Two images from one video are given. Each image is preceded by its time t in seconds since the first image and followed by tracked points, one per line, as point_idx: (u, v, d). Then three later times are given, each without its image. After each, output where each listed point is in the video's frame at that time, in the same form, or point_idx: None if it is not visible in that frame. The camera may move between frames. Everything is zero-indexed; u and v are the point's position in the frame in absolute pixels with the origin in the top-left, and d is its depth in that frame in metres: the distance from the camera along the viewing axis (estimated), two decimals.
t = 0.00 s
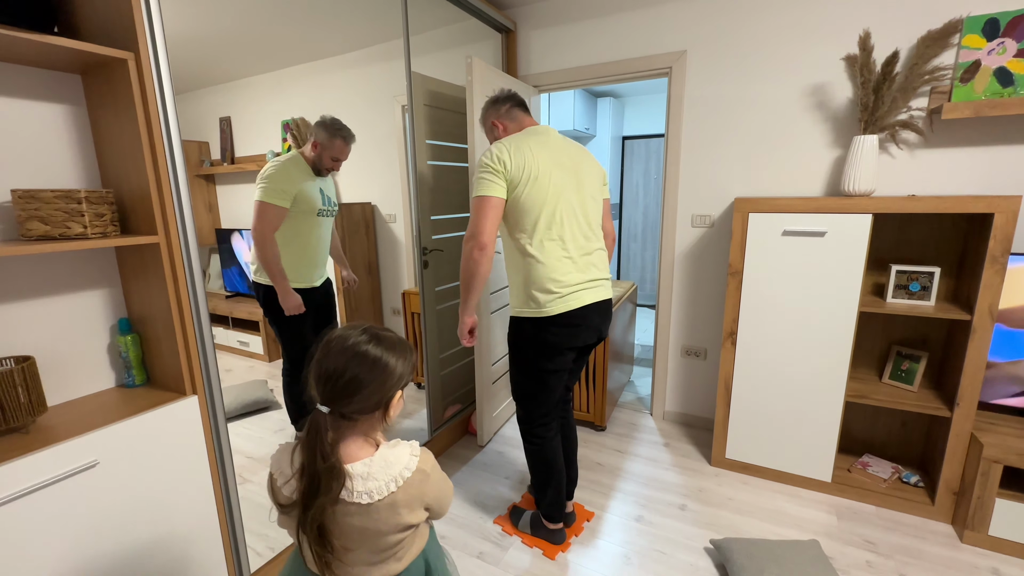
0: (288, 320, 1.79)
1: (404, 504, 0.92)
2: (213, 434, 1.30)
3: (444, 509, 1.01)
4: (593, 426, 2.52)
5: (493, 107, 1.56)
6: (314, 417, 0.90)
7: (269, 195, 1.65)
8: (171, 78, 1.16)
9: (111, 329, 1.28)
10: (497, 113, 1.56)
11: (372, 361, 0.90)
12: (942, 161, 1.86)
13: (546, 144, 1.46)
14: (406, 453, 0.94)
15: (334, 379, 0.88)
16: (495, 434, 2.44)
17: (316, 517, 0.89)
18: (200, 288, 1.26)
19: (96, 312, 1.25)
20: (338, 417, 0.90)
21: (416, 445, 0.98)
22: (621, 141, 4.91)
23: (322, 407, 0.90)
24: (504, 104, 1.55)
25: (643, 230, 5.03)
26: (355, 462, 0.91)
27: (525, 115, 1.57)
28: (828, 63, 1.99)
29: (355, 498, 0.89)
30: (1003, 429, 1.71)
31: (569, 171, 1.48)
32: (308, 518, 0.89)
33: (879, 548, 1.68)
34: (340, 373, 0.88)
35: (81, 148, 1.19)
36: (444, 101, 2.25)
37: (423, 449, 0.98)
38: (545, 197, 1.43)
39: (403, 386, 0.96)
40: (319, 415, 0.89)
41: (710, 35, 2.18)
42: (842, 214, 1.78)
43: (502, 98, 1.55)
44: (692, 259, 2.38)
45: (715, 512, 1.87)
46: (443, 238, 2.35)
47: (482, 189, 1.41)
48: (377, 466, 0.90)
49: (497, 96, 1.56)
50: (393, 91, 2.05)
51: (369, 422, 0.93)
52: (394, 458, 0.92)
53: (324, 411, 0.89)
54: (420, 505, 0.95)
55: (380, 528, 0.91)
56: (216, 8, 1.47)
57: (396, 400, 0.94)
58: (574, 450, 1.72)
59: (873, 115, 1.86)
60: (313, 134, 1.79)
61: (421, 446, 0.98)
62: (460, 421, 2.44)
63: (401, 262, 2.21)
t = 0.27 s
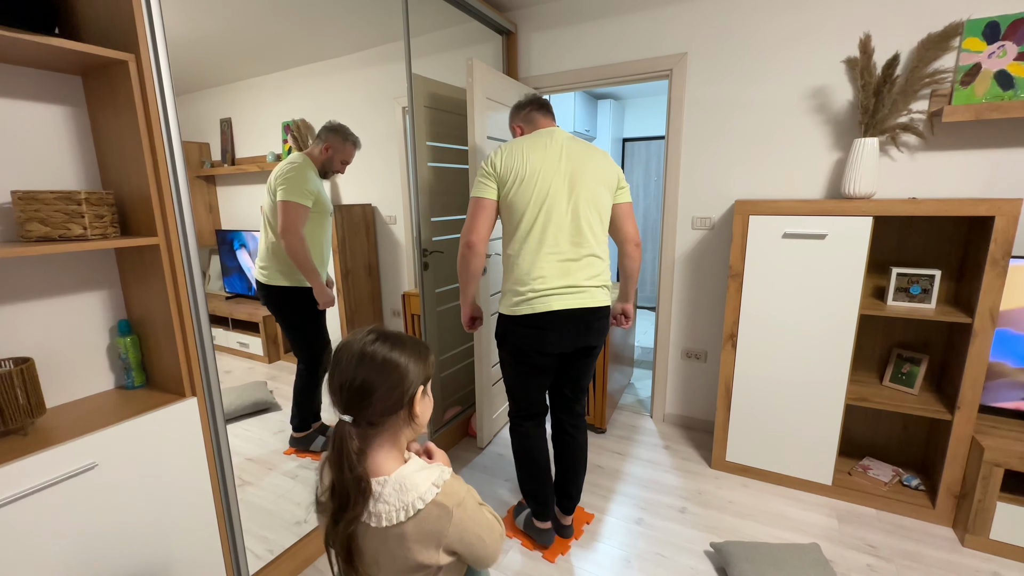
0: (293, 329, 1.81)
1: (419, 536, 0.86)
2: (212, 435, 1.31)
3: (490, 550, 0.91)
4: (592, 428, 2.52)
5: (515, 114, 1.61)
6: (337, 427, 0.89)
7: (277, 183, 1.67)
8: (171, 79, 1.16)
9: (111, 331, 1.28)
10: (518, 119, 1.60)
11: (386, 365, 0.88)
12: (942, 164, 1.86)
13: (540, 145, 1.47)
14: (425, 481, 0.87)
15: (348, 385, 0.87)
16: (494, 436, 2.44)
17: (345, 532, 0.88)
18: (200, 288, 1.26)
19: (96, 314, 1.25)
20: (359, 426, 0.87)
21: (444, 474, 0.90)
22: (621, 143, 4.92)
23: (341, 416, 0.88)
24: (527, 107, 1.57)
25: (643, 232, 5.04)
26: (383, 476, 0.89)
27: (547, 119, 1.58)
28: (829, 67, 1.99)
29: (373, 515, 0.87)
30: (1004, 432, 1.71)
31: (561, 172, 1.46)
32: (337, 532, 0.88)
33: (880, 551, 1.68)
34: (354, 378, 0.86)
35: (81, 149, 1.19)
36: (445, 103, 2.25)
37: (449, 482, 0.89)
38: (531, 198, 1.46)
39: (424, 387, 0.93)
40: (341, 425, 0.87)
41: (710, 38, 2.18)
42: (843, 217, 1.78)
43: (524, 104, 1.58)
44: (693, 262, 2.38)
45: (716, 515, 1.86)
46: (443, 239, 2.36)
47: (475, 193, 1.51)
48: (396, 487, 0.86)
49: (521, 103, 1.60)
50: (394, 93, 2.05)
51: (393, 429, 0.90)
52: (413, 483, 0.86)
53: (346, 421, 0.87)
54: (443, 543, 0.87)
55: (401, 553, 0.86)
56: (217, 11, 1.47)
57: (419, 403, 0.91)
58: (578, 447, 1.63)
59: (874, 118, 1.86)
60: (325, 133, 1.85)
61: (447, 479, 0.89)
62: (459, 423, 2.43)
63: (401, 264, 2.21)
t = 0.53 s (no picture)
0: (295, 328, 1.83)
1: (398, 555, 0.84)
2: (211, 436, 1.31)
3: None
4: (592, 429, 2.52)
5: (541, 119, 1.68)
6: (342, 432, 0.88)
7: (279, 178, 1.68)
8: (172, 80, 1.16)
9: (110, 331, 1.28)
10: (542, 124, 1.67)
11: (389, 363, 0.88)
12: (942, 166, 1.86)
13: (521, 147, 1.56)
14: (412, 500, 0.84)
15: (353, 385, 0.87)
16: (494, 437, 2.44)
17: (349, 538, 0.87)
18: (200, 289, 1.26)
19: (95, 314, 1.25)
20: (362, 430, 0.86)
21: (437, 497, 0.86)
22: (621, 145, 4.92)
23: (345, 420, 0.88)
24: (545, 113, 1.64)
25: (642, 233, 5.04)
26: (389, 479, 0.87)
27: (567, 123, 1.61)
28: (829, 68, 1.99)
29: (366, 524, 0.86)
30: (1004, 434, 1.71)
31: (532, 168, 1.51)
32: (341, 540, 0.88)
33: (880, 554, 1.68)
34: (358, 377, 0.87)
35: (80, 149, 1.19)
36: (445, 104, 2.26)
37: (437, 508, 0.85)
38: (504, 196, 1.56)
39: (427, 382, 0.93)
40: (346, 429, 0.85)
41: (711, 40, 2.18)
42: (843, 219, 1.78)
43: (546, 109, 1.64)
44: (692, 263, 2.38)
45: (716, 517, 1.86)
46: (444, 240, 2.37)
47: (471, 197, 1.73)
48: (389, 498, 0.85)
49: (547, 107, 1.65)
50: (394, 94, 2.05)
51: (400, 427, 0.89)
52: (399, 499, 0.84)
53: (351, 424, 0.85)
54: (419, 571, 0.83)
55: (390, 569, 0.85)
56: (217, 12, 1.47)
57: (425, 398, 0.90)
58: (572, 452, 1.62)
59: (874, 120, 1.87)
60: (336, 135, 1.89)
61: (436, 505, 0.85)
62: (459, 424, 2.43)
63: (401, 264, 2.21)
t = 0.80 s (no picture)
0: (292, 323, 1.82)
1: (394, 540, 0.83)
2: (211, 437, 1.30)
3: None
4: (592, 430, 2.52)
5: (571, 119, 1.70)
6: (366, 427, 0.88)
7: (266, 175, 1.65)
8: (172, 80, 1.16)
9: (110, 332, 1.28)
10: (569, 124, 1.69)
11: (409, 360, 0.88)
12: (941, 168, 1.87)
13: (519, 151, 1.60)
14: (414, 492, 0.82)
15: (376, 378, 0.86)
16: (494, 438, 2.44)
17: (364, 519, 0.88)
18: (200, 289, 1.26)
19: (95, 314, 1.25)
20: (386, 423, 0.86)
21: (440, 491, 0.84)
22: (621, 146, 4.92)
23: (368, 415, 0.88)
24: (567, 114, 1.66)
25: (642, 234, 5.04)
26: (407, 469, 0.87)
27: (582, 123, 1.60)
28: (829, 70, 2.00)
29: (377, 511, 0.86)
30: (1003, 435, 1.71)
31: (522, 170, 1.54)
32: (357, 517, 0.88)
33: (879, 555, 1.68)
34: (383, 370, 0.86)
35: (80, 150, 1.19)
36: (445, 105, 2.26)
37: (436, 502, 0.82)
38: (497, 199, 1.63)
39: (443, 373, 0.93)
40: (369, 421, 0.84)
41: (711, 42, 2.18)
42: (842, 220, 1.78)
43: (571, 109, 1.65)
44: (692, 264, 2.38)
45: (715, 518, 1.86)
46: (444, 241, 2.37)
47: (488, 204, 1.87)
48: (398, 486, 0.84)
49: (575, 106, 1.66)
50: (394, 95, 2.05)
51: (422, 418, 0.89)
52: (403, 489, 0.83)
53: (375, 417, 0.84)
54: (411, 563, 0.81)
55: (390, 558, 0.84)
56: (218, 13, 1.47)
57: (443, 390, 0.90)
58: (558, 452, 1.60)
59: (873, 121, 1.87)
60: (334, 135, 1.88)
61: (434, 499, 0.82)
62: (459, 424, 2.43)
63: (400, 265, 2.22)
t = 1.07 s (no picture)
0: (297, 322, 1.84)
1: (430, 532, 0.83)
2: (211, 437, 1.30)
3: None
4: (592, 430, 2.52)
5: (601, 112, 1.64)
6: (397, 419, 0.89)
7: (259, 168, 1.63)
8: (171, 79, 1.16)
9: (110, 331, 1.28)
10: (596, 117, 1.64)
11: (440, 355, 0.89)
12: (941, 168, 1.87)
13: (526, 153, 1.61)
14: (446, 484, 0.83)
15: (409, 371, 0.87)
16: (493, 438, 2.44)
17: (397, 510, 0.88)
18: (199, 289, 1.25)
19: (95, 314, 1.25)
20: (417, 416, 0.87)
21: (471, 483, 0.84)
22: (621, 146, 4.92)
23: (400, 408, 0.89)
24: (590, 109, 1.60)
25: (642, 235, 5.04)
26: (438, 461, 0.87)
27: (597, 121, 1.53)
28: (829, 70, 2.00)
29: (410, 503, 0.86)
30: (1003, 436, 1.71)
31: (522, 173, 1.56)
32: (388, 507, 0.89)
33: (879, 555, 1.68)
34: (417, 364, 0.87)
35: (80, 150, 1.19)
36: (446, 105, 2.26)
37: (468, 495, 0.82)
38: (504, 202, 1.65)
39: (470, 369, 0.94)
40: (403, 412, 0.85)
41: (711, 42, 2.18)
42: (842, 220, 1.78)
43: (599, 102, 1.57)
44: (692, 264, 2.38)
45: (715, 519, 1.86)
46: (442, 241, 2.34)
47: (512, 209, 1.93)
48: (428, 478, 0.84)
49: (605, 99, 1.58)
50: (394, 95, 2.05)
51: (452, 412, 0.90)
52: (436, 480, 0.83)
53: (408, 409, 0.85)
54: (443, 553, 0.83)
55: (422, 547, 0.85)
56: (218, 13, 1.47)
57: (472, 385, 0.91)
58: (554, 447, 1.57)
59: (873, 121, 1.87)
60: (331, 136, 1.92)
61: (467, 493, 0.82)
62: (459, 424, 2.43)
63: (401, 265, 2.22)
